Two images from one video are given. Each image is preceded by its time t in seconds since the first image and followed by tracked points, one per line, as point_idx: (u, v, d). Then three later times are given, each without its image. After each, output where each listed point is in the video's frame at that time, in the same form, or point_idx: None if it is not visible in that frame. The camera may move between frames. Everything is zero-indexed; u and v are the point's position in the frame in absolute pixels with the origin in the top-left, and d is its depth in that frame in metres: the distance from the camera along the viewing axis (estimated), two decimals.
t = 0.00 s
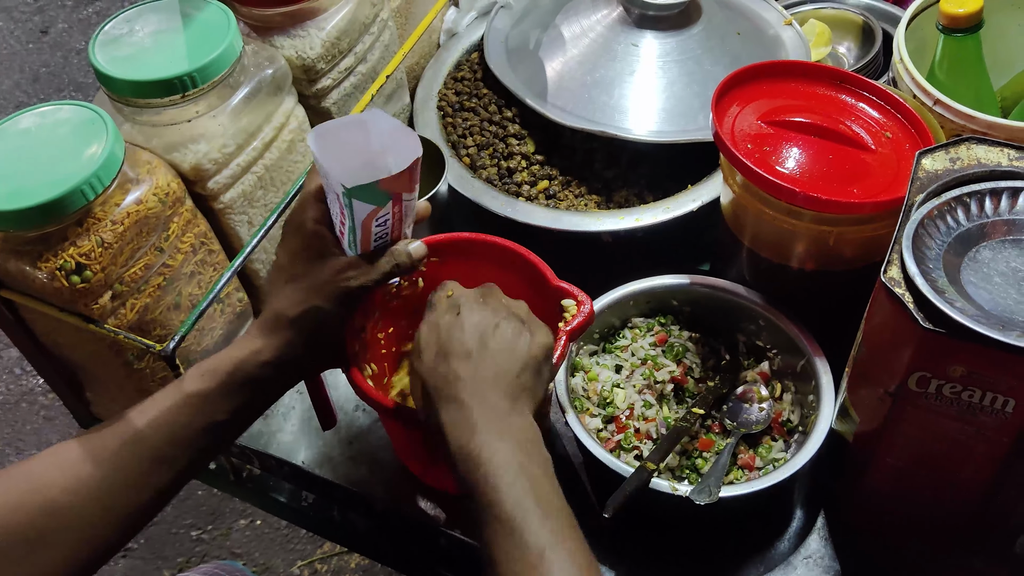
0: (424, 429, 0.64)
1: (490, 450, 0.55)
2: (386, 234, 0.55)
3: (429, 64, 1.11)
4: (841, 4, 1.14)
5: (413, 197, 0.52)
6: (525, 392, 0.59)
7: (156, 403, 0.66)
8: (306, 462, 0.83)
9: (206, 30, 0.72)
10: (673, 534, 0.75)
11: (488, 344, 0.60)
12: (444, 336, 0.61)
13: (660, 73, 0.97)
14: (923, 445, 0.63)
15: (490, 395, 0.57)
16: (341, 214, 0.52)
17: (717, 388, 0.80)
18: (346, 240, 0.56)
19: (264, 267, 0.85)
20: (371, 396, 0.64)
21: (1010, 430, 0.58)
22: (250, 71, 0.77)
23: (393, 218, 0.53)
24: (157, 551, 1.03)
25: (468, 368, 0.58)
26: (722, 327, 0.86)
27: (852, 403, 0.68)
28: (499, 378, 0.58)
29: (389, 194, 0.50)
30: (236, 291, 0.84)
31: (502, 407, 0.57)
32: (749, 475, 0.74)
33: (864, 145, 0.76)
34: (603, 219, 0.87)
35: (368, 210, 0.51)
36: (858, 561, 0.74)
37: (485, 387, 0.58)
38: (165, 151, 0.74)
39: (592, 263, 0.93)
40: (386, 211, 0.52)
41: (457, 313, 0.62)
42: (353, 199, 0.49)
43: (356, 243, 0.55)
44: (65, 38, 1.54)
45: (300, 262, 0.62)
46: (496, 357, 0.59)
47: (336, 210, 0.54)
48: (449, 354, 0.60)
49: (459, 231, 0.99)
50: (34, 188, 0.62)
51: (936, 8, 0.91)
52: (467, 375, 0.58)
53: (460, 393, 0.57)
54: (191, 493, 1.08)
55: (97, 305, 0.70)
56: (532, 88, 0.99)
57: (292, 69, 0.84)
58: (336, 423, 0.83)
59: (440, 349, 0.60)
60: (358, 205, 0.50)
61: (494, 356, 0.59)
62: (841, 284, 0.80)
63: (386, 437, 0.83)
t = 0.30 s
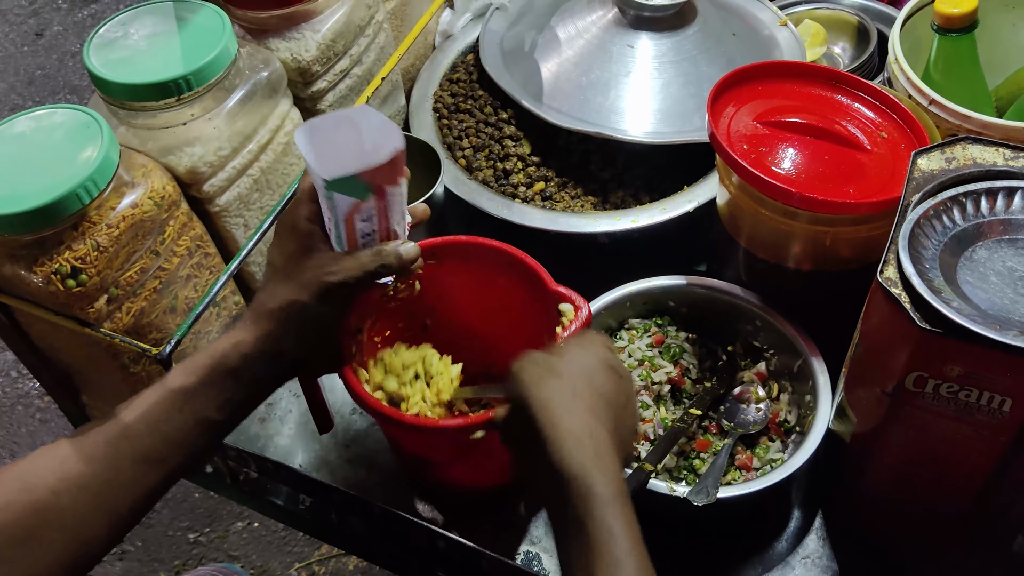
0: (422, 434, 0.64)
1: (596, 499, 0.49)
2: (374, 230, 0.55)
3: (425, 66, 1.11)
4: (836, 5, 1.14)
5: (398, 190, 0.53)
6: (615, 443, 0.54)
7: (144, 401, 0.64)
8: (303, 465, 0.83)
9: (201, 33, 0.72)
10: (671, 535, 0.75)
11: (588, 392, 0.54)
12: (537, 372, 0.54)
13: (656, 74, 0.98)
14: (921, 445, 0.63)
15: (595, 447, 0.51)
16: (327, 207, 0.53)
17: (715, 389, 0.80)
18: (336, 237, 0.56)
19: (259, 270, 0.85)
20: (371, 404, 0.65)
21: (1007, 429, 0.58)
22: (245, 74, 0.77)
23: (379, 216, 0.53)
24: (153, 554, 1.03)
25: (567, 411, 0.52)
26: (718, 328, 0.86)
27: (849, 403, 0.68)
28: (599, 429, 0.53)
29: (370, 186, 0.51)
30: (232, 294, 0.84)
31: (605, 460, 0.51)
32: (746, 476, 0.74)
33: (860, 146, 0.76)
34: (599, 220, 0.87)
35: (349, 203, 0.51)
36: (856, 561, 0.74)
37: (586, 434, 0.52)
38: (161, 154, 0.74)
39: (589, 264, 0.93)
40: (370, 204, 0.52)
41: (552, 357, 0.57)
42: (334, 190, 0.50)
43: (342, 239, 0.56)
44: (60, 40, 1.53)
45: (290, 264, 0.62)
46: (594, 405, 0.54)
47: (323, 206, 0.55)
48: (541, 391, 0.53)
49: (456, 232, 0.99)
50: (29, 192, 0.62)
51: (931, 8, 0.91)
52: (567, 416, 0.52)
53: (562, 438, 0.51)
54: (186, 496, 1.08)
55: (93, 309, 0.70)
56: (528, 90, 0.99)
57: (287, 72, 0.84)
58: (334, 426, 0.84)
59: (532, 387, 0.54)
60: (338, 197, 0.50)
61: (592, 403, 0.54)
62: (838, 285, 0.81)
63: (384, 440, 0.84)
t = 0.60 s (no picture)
0: (422, 433, 0.64)
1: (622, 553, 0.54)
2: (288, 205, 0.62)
3: (424, 65, 1.11)
4: (834, 4, 1.15)
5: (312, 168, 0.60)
6: (643, 493, 0.58)
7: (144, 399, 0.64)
8: (304, 464, 0.83)
9: (201, 32, 0.72)
10: (670, 532, 0.75)
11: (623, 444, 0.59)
12: (581, 419, 0.59)
13: (654, 73, 0.98)
14: (920, 442, 0.63)
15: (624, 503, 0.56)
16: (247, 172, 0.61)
17: (713, 387, 0.81)
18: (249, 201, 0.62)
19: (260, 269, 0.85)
20: (370, 405, 0.65)
21: (1004, 425, 0.58)
22: (245, 73, 0.76)
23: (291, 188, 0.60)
24: (153, 555, 1.04)
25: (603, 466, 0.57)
26: (717, 326, 0.86)
27: (847, 400, 0.68)
28: (629, 483, 0.57)
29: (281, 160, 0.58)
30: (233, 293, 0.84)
31: (629, 502, 0.56)
32: (745, 473, 0.75)
33: (858, 144, 0.76)
34: (598, 218, 0.87)
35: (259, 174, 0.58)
36: (853, 559, 0.74)
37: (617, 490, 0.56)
38: (161, 153, 0.74)
39: (588, 263, 0.93)
40: (282, 177, 0.59)
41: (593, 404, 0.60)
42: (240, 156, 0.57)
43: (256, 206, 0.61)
44: (58, 41, 1.53)
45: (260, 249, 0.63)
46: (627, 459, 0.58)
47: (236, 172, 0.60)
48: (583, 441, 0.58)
49: (455, 232, 0.99)
50: (30, 191, 0.62)
51: (929, 7, 0.91)
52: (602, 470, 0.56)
53: (598, 492, 0.56)
54: (187, 496, 1.09)
55: (93, 308, 0.69)
56: (527, 89, 0.99)
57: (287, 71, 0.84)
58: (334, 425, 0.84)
59: (573, 433, 0.58)
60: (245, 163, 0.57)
61: (625, 457, 0.58)
62: (836, 283, 0.81)
63: (384, 439, 0.84)
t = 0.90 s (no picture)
0: (422, 433, 0.65)
1: (657, 447, 0.49)
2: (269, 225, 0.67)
3: (422, 67, 1.12)
4: (831, 5, 1.15)
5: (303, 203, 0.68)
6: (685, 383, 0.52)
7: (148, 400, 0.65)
8: (303, 464, 0.84)
9: (200, 34, 0.72)
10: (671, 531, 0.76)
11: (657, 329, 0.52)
12: (606, 294, 0.53)
13: (652, 74, 0.98)
14: (917, 441, 0.63)
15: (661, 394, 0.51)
16: (240, 194, 0.63)
17: (712, 387, 0.82)
18: (235, 214, 0.64)
19: (259, 271, 0.85)
20: (370, 405, 0.65)
21: (1001, 423, 0.58)
22: (243, 74, 0.77)
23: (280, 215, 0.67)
24: (153, 556, 1.05)
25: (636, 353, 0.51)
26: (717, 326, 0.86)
27: (845, 400, 0.68)
28: (668, 374, 0.51)
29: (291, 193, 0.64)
30: (232, 294, 0.84)
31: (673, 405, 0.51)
32: (744, 472, 0.75)
33: (855, 144, 0.76)
34: (597, 219, 0.88)
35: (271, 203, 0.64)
36: (852, 558, 0.74)
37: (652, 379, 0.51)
38: (160, 155, 0.75)
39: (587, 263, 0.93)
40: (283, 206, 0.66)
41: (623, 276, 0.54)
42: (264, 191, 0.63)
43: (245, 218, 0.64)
44: (57, 44, 1.53)
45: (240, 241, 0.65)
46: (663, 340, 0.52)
47: (233, 184, 0.63)
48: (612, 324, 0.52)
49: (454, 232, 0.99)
50: (30, 193, 0.63)
51: (925, 8, 0.92)
52: (638, 357, 0.51)
53: (630, 382, 0.50)
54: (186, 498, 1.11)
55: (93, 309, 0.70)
56: (525, 90, 1.00)
57: (286, 73, 0.84)
58: (334, 425, 0.85)
59: (598, 310, 0.53)
60: (266, 198, 0.63)
61: (661, 343, 0.52)
62: (835, 283, 0.81)
63: (383, 439, 0.85)
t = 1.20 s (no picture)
0: (417, 438, 0.65)
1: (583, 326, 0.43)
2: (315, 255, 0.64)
3: (418, 69, 1.11)
4: (828, 7, 1.15)
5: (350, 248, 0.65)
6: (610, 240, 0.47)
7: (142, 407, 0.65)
8: (300, 469, 0.83)
9: (194, 38, 0.72)
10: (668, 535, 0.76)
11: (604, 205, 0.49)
12: (498, 157, 0.47)
13: (648, 77, 0.98)
14: (914, 444, 0.63)
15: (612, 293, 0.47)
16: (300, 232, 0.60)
17: (708, 390, 0.82)
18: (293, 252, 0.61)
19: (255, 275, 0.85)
20: (365, 410, 0.65)
21: (998, 426, 0.58)
22: (238, 79, 0.77)
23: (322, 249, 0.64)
24: (151, 561, 1.03)
25: (553, 205, 0.45)
26: (713, 329, 0.86)
27: (842, 403, 0.68)
28: (586, 229, 0.45)
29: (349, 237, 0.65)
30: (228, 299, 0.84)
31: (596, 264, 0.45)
32: (741, 476, 0.75)
33: (851, 146, 0.76)
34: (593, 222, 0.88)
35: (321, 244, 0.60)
36: (851, 561, 0.74)
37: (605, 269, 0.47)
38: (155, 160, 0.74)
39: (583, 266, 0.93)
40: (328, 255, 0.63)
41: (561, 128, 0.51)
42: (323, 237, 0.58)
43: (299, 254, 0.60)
44: (53, 46, 1.53)
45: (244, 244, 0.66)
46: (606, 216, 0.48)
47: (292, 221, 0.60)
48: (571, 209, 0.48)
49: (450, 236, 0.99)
50: (24, 199, 0.62)
51: (921, 10, 0.92)
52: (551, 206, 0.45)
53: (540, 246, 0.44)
54: (184, 501, 1.08)
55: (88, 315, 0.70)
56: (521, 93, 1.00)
57: (281, 77, 0.84)
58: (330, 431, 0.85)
59: (495, 177, 0.47)
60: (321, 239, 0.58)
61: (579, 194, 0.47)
62: (832, 285, 0.81)
63: (379, 444, 0.84)
